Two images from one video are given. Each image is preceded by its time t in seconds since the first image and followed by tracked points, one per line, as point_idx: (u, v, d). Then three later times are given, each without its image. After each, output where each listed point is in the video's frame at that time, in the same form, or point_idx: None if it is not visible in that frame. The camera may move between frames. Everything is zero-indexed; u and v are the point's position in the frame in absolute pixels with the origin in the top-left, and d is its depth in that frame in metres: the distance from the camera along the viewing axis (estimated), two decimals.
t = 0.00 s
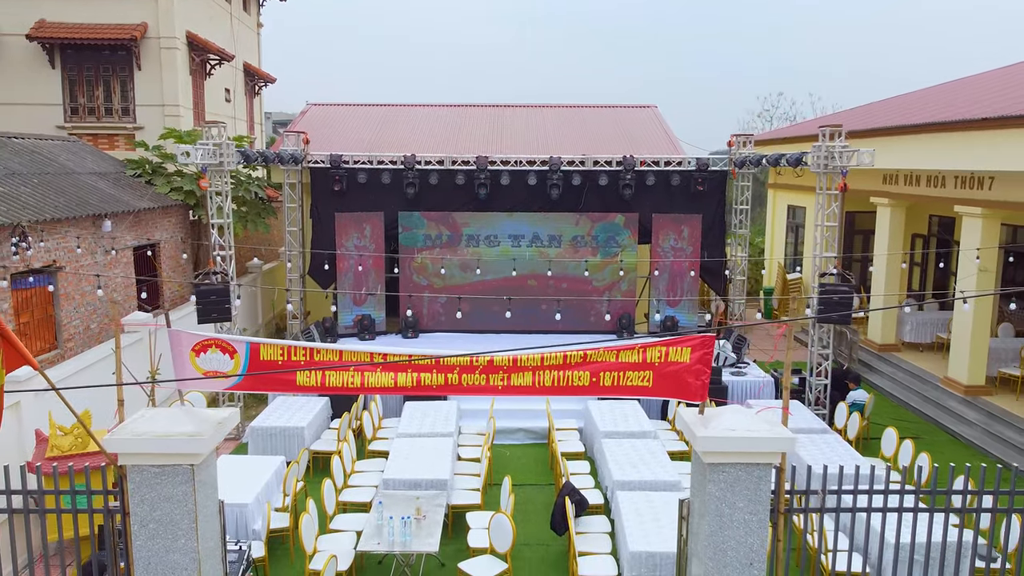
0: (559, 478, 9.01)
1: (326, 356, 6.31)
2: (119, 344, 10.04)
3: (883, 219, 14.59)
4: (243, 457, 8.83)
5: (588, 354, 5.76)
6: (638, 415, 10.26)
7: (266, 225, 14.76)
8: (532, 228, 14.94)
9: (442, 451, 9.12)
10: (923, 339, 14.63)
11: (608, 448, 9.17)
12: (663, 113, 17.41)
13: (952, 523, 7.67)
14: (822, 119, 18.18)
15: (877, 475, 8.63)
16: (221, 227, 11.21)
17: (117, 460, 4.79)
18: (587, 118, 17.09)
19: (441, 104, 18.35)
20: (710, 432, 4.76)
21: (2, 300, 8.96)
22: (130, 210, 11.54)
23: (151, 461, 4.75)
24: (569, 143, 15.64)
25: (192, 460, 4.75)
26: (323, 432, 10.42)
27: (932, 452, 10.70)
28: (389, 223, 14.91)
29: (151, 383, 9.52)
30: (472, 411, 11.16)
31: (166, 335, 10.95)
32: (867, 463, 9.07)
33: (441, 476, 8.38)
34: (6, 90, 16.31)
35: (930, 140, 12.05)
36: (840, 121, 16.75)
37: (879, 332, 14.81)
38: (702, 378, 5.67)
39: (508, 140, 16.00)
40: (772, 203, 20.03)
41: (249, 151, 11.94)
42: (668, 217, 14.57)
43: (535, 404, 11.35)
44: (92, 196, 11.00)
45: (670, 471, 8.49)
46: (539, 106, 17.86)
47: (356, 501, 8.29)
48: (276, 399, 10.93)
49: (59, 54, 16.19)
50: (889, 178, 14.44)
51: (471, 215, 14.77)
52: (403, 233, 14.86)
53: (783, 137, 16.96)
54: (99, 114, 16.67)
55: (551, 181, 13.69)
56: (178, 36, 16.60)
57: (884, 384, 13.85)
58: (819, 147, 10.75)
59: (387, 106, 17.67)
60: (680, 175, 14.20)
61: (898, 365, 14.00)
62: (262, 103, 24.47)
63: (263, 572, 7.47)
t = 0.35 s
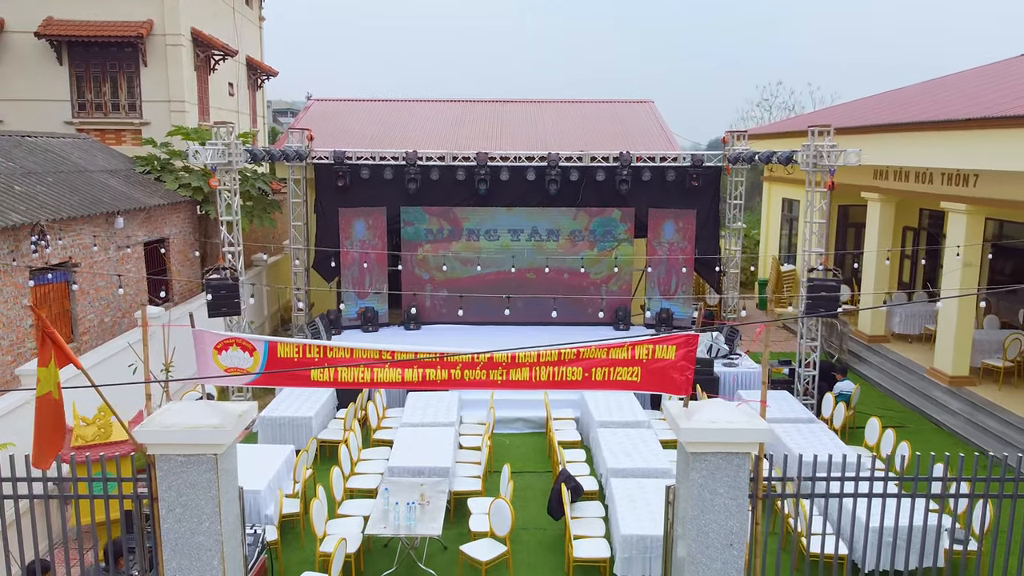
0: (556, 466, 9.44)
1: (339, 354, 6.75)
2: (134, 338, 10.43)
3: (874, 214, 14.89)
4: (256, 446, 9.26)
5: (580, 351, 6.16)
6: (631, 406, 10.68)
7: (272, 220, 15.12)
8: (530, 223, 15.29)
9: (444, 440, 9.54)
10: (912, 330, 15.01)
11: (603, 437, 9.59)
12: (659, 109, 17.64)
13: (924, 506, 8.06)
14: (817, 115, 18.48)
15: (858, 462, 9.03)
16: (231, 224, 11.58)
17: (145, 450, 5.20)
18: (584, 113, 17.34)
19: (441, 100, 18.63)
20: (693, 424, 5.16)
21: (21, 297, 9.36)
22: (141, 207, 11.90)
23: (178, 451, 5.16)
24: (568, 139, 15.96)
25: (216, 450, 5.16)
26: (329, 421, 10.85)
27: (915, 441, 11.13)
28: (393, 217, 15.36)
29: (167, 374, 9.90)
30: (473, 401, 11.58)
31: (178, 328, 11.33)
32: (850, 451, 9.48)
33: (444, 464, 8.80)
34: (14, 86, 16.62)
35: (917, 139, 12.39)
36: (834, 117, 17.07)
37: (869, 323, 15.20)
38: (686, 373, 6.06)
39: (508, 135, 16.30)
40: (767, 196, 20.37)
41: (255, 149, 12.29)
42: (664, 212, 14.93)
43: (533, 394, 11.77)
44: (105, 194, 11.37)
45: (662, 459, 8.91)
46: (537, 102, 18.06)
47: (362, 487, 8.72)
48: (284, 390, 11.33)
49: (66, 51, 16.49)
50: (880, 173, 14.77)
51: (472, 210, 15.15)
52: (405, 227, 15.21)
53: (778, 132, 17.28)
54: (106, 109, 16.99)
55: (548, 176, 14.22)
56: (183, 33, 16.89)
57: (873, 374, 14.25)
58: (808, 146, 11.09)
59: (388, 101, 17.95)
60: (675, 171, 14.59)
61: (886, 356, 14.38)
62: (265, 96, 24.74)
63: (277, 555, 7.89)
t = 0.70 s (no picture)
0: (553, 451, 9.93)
1: (351, 349, 7.16)
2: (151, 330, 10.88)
3: (863, 207, 15.37)
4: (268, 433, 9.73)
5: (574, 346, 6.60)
6: (625, 394, 11.15)
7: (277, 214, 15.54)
8: (529, 216, 15.71)
9: (446, 427, 10.01)
10: (899, 320, 15.46)
11: (598, 424, 10.06)
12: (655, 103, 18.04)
13: (900, 488, 8.50)
14: (811, 109, 18.85)
15: (840, 447, 9.47)
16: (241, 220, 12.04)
17: (175, 436, 5.67)
18: (583, 108, 17.75)
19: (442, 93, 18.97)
20: (677, 414, 5.61)
21: (42, 291, 9.82)
22: (153, 203, 12.33)
23: (205, 438, 5.62)
24: (566, 133, 16.34)
25: (240, 437, 5.62)
26: (336, 409, 11.32)
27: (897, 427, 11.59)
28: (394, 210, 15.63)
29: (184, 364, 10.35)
30: (474, 389, 12.05)
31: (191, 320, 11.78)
32: (834, 436, 9.93)
33: (446, 449, 9.27)
34: (24, 81, 16.98)
35: (905, 136, 12.80)
36: (827, 112, 17.44)
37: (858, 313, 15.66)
38: (671, 366, 6.54)
39: (507, 129, 16.68)
40: (762, 188, 20.76)
41: (263, 146, 12.70)
42: (659, 205, 15.38)
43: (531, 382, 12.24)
44: (119, 190, 11.80)
45: (653, 445, 9.38)
46: (536, 95, 18.47)
47: (369, 472, 9.20)
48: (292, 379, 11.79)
49: (75, 47, 16.83)
50: (869, 167, 15.16)
51: (473, 203, 15.60)
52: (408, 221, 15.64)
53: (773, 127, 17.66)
54: (114, 104, 17.36)
55: (548, 171, 14.51)
56: (189, 28, 17.22)
57: (861, 363, 14.71)
58: (797, 145, 11.63)
59: (390, 95, 18.31)
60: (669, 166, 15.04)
61: (874, 345, 14.84)
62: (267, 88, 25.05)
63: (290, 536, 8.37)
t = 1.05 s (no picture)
0: (551, 438, 10.38)
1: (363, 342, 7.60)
2: (166, 322, 11.23)
3: (854, 201, 15.77)
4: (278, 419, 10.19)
5: (568, 339, 6.97)
6: (620, 383, 11.59)
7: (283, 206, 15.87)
8: (527, 209, 16.11)
9: (448, 414, 10.45)
10: (889, 311, 15.89)
11: (594, 412, 10.51)
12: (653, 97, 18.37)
13: (880, 472, 8.94)
14: (806, 103, 19.20)
15: (825, 433, 9.90)
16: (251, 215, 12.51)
17: (198, 423, 6.10)
18: (581, 102, 18.08)
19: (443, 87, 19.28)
20: (663, 402, 6.04)
21: (60, 284, 10.25)
22: (164, 198, 12.75)
23: (226, 426, 6.06)
24: (564, 128, 16.68)
25: (258, 424, 6.05)
26: (342, 397, 11.77)
27: (881, 414, 12.05)
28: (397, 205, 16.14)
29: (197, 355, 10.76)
30: (475, 377, 12.51)
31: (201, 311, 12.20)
32: (819, 423, 10.37)
33: (448, 436, 9.72)
34: (34, 76, 17.32)
35: (893, 133, 13.18)
36: (821, 106, 17.79)
37: (848, 303, 16.07)
38: (659, 358, 6.90)
39: (507, 123, 17.02)
40: (757, 180, 21.16)
41: (270, 142, 13.07)
42: (655, 199, 15.77)
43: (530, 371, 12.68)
44: (131, 185, 12.21)
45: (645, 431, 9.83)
46: (536, 89, 18.80)
47: (375, 457, 9.66)
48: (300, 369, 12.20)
49: (82, 42, 17.17)
50: (860, 162, 15.56)
51: (473, 196, 15.98)
52: (409, 214, 16.05)
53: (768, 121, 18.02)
54: (121, 98, 17.72)
55: (546, 166, 14.86)
56: (195, 24, 17.54)
57: (851, 353, 15.15)
58: (787, 142, 12.11)
59: (392, 90, 18.65)
60: (665, 160, 15.40)
61: (862, 335, 15.27)
62: (270, 80, 25.37)
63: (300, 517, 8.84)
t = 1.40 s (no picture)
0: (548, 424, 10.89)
1: (373, 334, 8.09)
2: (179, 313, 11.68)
3: (845, 194, 16.21)
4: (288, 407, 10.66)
5: (562, 334, 7.58)
6: (614, 372, 12.09)
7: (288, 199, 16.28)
8: (526, 202, 16.56)
9: (450, 401, 10.96)
10: (877, 301, 16.36)
11: (589, 399, 11.01)
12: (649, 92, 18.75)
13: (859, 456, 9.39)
14: (799, 97, 19.60)
15: (809, 419, 10.33)
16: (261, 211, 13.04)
17: (220, 409, 6.59)
18: (579, 96, 18.46)
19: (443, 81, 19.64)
20: (651, 391, 6.54)
21: (79, 278, 10.71)
22: (174, 193, 13.19)
23: (246, 413, 6.55)
24: (562, 122, 17.09)
25: (275, 411, 6.54)
26: (348, 385, 12.27)
27: (865, 400, 12.56)
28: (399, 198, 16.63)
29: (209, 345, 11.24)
30: (475, 366, 13.01)
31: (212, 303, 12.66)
32: (804, 410, 10.84)
33: (450, 422, 10.22)
34: (43, 72, 17.71)
35: (880, 130, 13.60)
36: (813, 101, 18.20)
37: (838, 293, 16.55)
38: (646, 349, 7.53)
39: (506, 118, 17.42)
40: (751, 172, 21.59)
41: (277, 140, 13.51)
42: (651, 192, 16.20)
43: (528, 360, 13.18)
44: (143, 181, 12.66)
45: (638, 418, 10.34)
46: (534, 84, 19.18)
47: (381, 442, 10.17)
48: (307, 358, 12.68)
49: (90, 38, 17.54)
50: (850, 156, 16.00)
51: (474, 189, 16.41)
52: (411, 207, 16.50)
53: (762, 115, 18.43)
54: (129, 93, 18.11)
55: (544, 160, 15.27)
56: (200, 20, 17.90)
57: (840, 342, 15.62)
58: (776, 140, 12.60)
59: (394, 84, 19.03)
60: (660, 154, 15.81)
61: (851, 324, 15.73)
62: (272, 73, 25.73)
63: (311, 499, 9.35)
